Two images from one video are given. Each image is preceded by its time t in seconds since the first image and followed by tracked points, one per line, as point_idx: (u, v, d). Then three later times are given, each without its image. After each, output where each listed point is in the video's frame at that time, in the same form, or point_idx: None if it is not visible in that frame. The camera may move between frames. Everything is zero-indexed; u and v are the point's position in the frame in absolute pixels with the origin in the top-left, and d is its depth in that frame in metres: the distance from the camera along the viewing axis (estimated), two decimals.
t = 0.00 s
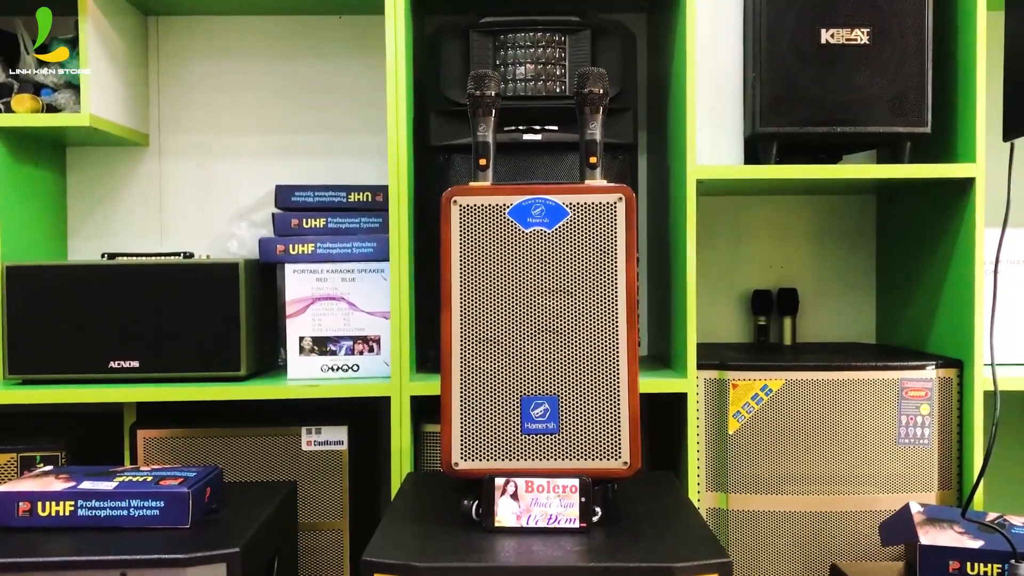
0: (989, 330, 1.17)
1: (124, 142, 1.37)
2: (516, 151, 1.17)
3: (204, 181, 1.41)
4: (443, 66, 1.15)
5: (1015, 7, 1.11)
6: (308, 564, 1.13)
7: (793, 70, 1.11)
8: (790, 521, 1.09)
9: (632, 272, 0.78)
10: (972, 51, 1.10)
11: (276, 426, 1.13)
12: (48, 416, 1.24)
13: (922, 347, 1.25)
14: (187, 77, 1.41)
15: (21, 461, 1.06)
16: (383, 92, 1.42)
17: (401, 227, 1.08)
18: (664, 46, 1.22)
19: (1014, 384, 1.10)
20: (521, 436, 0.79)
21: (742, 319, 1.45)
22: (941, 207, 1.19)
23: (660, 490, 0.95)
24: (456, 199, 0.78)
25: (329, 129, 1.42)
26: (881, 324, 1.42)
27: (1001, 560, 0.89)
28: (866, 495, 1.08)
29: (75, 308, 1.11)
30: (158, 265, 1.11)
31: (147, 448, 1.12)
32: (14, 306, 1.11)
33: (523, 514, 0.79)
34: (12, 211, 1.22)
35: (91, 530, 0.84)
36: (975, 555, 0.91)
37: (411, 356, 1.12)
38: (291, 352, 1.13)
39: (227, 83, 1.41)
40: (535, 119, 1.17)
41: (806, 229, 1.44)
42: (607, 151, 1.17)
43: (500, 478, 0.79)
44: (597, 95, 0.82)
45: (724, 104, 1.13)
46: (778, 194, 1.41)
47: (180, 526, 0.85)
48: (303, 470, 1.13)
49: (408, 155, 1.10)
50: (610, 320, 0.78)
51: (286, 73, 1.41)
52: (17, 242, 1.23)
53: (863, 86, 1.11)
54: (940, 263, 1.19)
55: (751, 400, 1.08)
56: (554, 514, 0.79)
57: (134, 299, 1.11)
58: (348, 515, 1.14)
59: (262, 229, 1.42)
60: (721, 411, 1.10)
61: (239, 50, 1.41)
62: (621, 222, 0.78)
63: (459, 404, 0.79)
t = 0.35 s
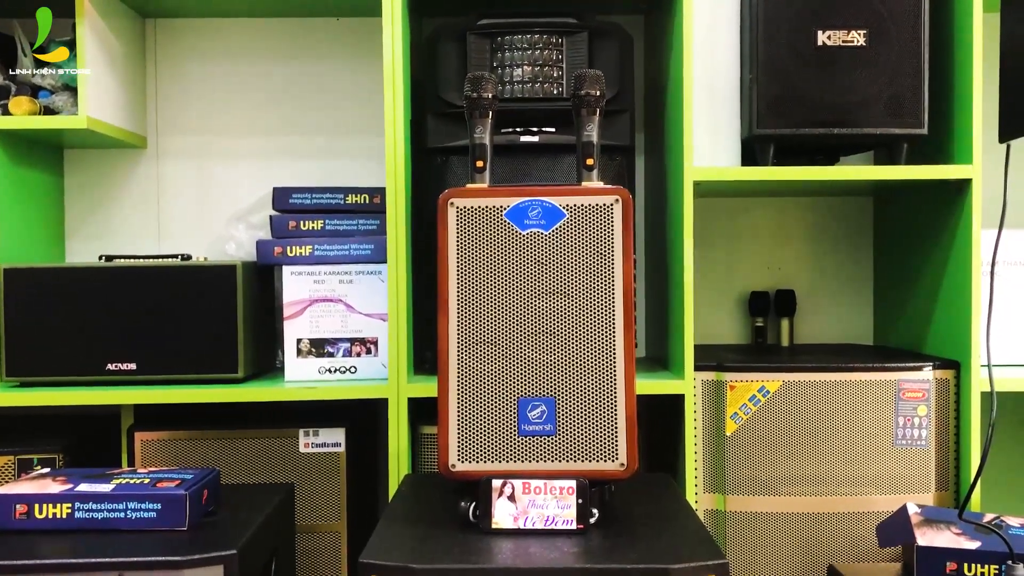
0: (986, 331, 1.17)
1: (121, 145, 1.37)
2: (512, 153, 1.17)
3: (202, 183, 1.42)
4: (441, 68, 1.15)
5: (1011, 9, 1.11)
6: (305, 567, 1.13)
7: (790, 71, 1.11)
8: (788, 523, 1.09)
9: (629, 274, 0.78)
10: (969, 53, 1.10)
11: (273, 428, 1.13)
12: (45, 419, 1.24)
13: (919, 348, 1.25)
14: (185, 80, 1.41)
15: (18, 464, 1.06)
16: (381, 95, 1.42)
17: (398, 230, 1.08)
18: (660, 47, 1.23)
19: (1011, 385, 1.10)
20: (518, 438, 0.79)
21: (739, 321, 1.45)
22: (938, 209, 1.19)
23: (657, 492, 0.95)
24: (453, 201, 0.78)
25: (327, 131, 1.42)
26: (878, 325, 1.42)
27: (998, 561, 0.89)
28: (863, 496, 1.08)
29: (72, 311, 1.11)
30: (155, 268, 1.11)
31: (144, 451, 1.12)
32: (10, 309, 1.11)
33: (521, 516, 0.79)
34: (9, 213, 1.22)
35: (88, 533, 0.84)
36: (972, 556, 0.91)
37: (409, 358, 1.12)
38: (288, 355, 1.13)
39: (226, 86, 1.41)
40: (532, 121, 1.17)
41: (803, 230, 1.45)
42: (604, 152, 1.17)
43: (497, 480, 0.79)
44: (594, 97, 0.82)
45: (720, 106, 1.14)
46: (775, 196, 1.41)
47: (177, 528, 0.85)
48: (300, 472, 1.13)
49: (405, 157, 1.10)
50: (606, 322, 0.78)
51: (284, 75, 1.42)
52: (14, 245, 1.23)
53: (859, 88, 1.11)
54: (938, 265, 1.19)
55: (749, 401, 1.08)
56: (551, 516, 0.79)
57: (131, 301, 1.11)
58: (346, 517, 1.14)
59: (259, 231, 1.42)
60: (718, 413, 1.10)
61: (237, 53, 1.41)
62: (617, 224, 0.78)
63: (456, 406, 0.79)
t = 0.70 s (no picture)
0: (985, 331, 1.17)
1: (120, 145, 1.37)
2: (512, 153, 1.17)
3: (202, 183, 1.42)
4: (440, 68, 1.16)
5: (1011, 9, 1.11)
6: (305, 567, 1.13)
7: (789, 71, 1.11)
8: (788, 523, 1.09)
9: (629, 274, 0.78)
10: (968, 53, 1.10)
11: (273, 428, 1.13)
12: (45, 420, 1.24)
13: (919, 348, 1.25)
14: (185, 80, 1.41)
15: (18, 465, 1.06)
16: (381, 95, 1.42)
17: (397, 230, 1.08)
18: (660, 48, 1.23)
19: (1011, 385, 1.10)
20: (518, 439, 0.79)
21: (738, 321, 1.45)
22: (938, 208, 1.19)
23: (657, 492, 0.95)
24: (453, 201, 0.78)
25: (326, 132, 1.42)
26: (878, 325, 1.42)
27: (998, 560, 0.89)
28: (863, 496, 1.08)
29: (72, 311, 1.11)
30: (154, 269, 1.11)
31: (144, 451, 1.12)
32: (10, 310, 1.11)
33: (521, 516, 0.79)
34: (9, 215, 1.22)
35: (88, 534, 0.84)
36: (972, 556, 0.91)
37: (409, 359, 1.12)
38: (288, 355, 1.13)
39: (225, 86, 1.42)
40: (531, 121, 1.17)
41: (802, 230, 1.45)
42: (604, 153, 1.17)
43: (497, 480, 0.79)
44: (593, 97, 0.82)
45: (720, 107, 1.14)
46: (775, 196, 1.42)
47: (177, 529, 0.85)
48: (300, 472, 1.13)
49: (405, 158, 1.10)
50: (606, 322, 0.78)
51: (284, 75, 1.42)
52: (14, 246, 1.23)
53: (859, 88, 1.11)
54: (937, 265, 1.19)
55: (748, 401, 1.08)
56: (551, 516, 0.79)
57: (131, 302, 1.11)
58: (346, 517, 1.14)
59: (259, 232, 1.42)
60: (718, 413, 1.10)
61: (236, 53, 1.42)
62: (617, 224, 0.78)
63: (456, 406, 0.79)
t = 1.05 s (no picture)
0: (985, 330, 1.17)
1: (120, 146, 1.37)
2: (512, 153, 1.17)
3: (201, 183, 1.42)
4: (440, 68, 1.16)
5: (1010, 9, 1.11)
6: (305, 568, 1.13)
7: (789, 71, 1.11)
8: (788, 523, 1.09)
9: (629, 274, 0.78)
10: (968, 53, 1.10)
11: (273, 429, 1.13)
12: (45, 420, 1.24)
13: (919, 348, 1.25)
14: (185, 80, 1.41)
15: (18, 465, 1.06)
16: (380, 95, 1.42)
17: (397, 230, 1.08)
18: (659, 47, 1.23)
19: (1010, 385, 1.10)
20: (517, 439, 0.79)
21: (738, 321, 1.45)
22: (937, 208, 1.19)
23: (657, 492, 0.95)
24: (452, 201, 0.78)
25: (326, 132, 1.42)
26: (877, 325, 1.42)
27: (998, 560, 0.89)
28: (863, 496, 1.08)
29: (72, 311, 1.11)
30: (154, 269, 1.11)
31: (144, 451, 1.12)
32: (10, 310, 1.11)
33: (520, 516, 0.79)
34: (9, 215, 1.22)
35: (88, 534, 0.84)
36: (972, 556, 0.91)
37: (409, 359, 1.12)
38: (288, 355, 1.13)
39: (225, 86, 1.42)
40: (531, 121, 1.17)
41: (802, 230, 1.45)
42: (603, 153, 1.17)
43: (497, 480, 0.79)
44: (593, 97, 0.82)
45: (719, 107, 1.14)
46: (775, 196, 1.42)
47: (176, 529, 0.85)
48: (300, 473, 1.13)
49: (404, 158, 1.10)
50: (606, 323, 0.78)
51: (283, 76, 1.42)
52: (14, 246, 1.23)
53: (859, 88, 1.11)
54: (937, 264, 1.19)
55: (748, 401, 1.08)
56: (551, 516, 0.79)
57: (131, 302, 1.11)
58: (346, 517, 1.14)
59: (259, 232, 1.42)
60: (718, 413, 1.10)
61: (236, 53, 1.41)
62: (617, 224, 0.78)
63: (456, 406, 0.79)
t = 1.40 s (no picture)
0: (984, 329, 1.17)
1: (119, 146, 1.37)
2: (511, 153, 1.17)
3: (200, 183, 1.41)
4: (438, 68, 1.15)
5: (1009, 8, 1.11)
6: (304, 568, 1.13)
7: (788, 71, 1.11)
8: (788, 523, 1.09)
9: (627, 274, 0.78)
10: (967, 52, 1.10)
11: (273, 429, 1.13)
12: (44, 420, 1.24)
13: (918, 348, 1.25)
14: (184, 80, 1.41)
15: (17, 465, 1.06)
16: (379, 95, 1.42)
17: (397, 230, 1.08)
18: (658, 47, 1.23)
19: (1009, 385, 1.10)
20: (516, 438, 0.79)
21: (737, 321, 1.45)
22: (936, 208, 1.19)
23: (656, 492, 0.95)
24: (451, 201, 0.78)
25: (324, 132, 1.42)
26: (876, 325, 1.42)
27: (997, 560, 0.89)
28: (862, 495, 1.08)
29: (71, 312, 1.11)
30: (153, 269, 1.11)
31: (143, 451, 1.12)
32: (9, 310, 1.11)
33: (520, 516, 0.79)
34: (7, 215, 1.22)
35: (86, 534, 0.84)
36: (971, 556, 0.91)
37: (407, 359, 1.12)
38: (287, 356, 1.13)
39: (224, 86, 1.41)
40: (530, 120, 1.17)
41: (800, 230, 1.45)
42: (602, 153, 1.17)
43: (495, 480, 0.79)
44: (592, 97, 0.82)
45: (718, 107, 1.13)
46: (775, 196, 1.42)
47: (175, 529, 0.85)
48: (299, 473, 1.13)
49: (404, 159, 1.10)
50: (605, 323, 0.78)
51: (282, 76, 1.42)
52: (13, 246, 1.23)
53: (858, 87, 1.12)
54: (936, 264, 1.19)
55: (748, 401, 1.08)
56: (550, 516, 0.79)
57: (130, 302, 1.11)
58: (346, 517, 1.14)
59: (258, 232, 1.42)
60: (717, 413, 1.10)
61: (235, 53, 1.41)
62: (615, 224, 0.78)
63: (454, 406, 0.79)
